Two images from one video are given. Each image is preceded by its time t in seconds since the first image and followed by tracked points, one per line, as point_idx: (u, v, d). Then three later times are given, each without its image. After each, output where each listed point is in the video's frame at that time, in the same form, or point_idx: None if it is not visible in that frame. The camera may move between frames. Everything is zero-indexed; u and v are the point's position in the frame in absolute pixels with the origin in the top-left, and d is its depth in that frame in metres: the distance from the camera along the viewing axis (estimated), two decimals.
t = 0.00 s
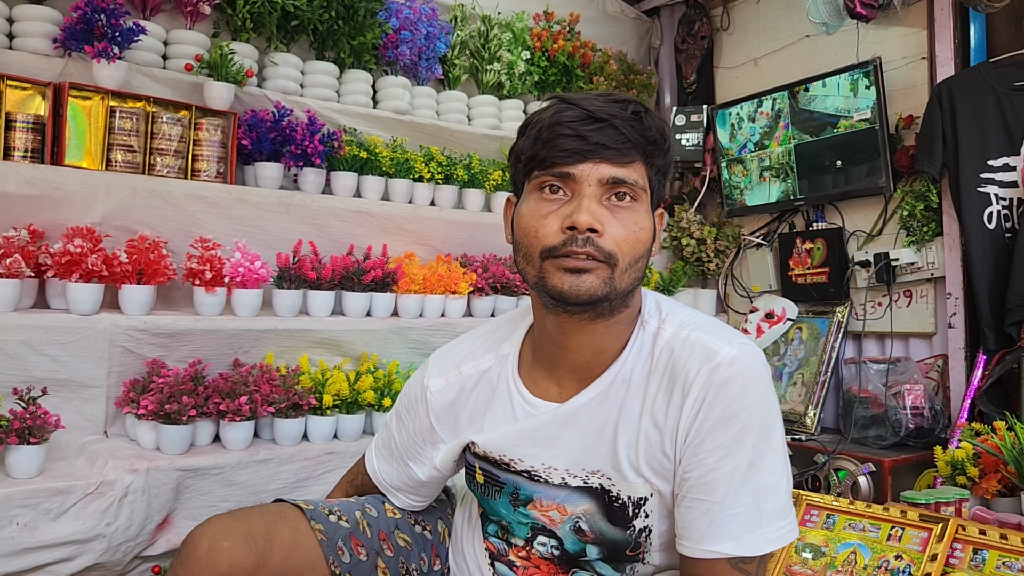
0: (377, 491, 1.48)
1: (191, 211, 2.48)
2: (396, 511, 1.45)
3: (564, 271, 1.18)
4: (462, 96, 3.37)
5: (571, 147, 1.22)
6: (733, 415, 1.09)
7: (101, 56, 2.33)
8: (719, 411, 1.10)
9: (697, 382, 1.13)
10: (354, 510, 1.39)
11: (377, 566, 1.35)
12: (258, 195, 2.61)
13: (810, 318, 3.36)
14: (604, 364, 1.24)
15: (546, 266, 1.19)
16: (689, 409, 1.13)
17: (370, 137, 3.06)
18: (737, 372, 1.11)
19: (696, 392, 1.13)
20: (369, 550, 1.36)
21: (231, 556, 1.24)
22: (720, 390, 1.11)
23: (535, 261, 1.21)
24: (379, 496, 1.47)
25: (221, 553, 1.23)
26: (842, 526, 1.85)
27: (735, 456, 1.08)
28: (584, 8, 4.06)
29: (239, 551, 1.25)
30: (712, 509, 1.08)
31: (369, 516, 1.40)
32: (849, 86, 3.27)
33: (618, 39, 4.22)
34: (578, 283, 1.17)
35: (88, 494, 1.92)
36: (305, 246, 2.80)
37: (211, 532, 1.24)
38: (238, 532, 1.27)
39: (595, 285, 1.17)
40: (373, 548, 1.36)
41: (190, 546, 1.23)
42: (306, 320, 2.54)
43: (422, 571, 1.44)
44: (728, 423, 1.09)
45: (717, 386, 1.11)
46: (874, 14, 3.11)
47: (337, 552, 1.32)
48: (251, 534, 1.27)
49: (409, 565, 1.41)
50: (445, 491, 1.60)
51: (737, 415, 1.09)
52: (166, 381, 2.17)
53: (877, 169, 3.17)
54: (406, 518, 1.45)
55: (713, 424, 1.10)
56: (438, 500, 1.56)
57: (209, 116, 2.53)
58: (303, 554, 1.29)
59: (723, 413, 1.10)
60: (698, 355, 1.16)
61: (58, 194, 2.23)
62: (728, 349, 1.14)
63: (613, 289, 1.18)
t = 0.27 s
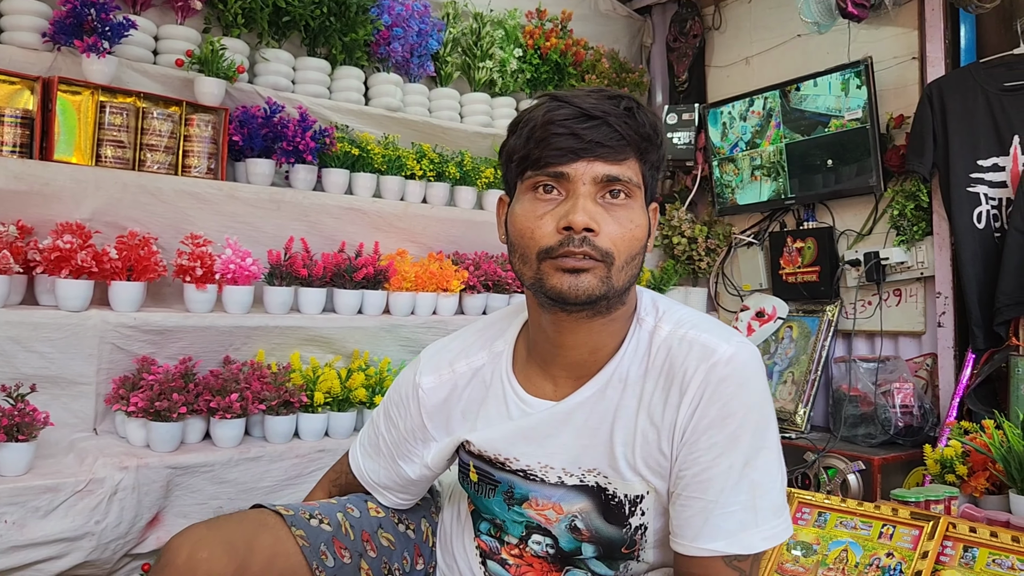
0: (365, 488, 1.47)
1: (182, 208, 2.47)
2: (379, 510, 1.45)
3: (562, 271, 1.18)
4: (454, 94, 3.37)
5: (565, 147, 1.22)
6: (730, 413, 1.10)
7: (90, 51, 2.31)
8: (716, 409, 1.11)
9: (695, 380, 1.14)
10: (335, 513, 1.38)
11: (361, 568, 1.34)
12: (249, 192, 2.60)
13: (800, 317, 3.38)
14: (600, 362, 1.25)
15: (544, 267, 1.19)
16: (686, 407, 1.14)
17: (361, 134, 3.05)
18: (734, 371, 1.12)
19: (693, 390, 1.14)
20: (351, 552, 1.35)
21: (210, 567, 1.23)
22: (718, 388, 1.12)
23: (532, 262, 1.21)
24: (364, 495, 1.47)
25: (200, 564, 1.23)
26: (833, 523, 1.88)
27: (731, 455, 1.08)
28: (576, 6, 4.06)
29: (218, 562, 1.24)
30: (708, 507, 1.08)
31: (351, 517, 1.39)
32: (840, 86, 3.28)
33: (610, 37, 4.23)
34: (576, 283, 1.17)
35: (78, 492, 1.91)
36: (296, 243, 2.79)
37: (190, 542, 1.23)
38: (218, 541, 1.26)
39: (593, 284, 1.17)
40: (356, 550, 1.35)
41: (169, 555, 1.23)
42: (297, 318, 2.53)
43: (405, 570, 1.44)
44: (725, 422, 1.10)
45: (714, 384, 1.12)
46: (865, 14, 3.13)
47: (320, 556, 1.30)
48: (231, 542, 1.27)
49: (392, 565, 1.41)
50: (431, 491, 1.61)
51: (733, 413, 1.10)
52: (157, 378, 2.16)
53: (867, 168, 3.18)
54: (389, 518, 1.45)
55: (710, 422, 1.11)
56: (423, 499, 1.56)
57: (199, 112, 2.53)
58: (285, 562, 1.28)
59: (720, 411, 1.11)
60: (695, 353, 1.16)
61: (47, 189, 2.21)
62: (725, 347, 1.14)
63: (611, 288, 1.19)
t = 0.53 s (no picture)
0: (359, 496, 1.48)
1: (173, 203, 2.47)
2: (371, 504, 1.45)
3: (556, 286, 1.18)
4: (446, 91, 3.38)
5: (541, 158, 1.21)
6: (721, 410, 1.11)
7: (81, 45, 2.29)
8: (708, 406, 1.12)
9: (687, 377, 1.15)
10: (328, 505, 1.39)
11: (351, 561, 1.36)
12: (240, 187, 2.59)
13: (789, 316, 3.41)
14: (592, 362, 1.26)
15: (536, 282, 1.20)
16: (678, 404, 1.15)
17: (353, 130, 3.05)
18: (726, 368, 1.13)
19: (686, 388, 1.15)
20: (342, 545, 1.36)
21: (200, 558, 1.23)
22: (710, 385, 1.13)
23: (524, 277, 1.21)
24: (356, 490, 1.48)
25: (190, 555, 1.23)
26: (823, 520, 1.92)
27: (723, 451, 1.10)
28: (568, 5, 4.08)
29: (208, 553, 1.24)
30: (699, 503, 1.09)
31: (344, 509, 1.40)
32: (830, 85, 3.31)
33: (602, 36, 4.24)
34: (572, 297, 1.18)
35: (67, 487, 1.91)
36: (287, 239, 2.79)
37: (180, 533, 1.23)
38: (208, 532, 1.26)
39: (588, 295, 1.19)
40: (346, 543, 1.37)
41: (159, 546, 1.23)
42: (288, 314, 2.52)
43: (395, 565, 1.45)
44: (717, 418, 1.11)
45: (707, 381, 1.13)
46: (855, 15, 3.16)
47: (310, 548, 1.31)
48: (221, 534, 1.27)
49: (382, 559, 1.42)
50: (422, 485, 1.62)
51: (725, 410, 1.11)
52: (147, 374, 2.16)
53: (856, 167, 3.21)
54: (380, 511, 1.46)
55: (702, 419, 1.12)
56: (414, 495, 1.57)
57: (190, 107, 2.53)
58: (275, 554, 1.29)
59: (712, 408, 1.12)
60: (688, 351, 1.17)
61: (37, 184, 2.20)
62: (718, 345, 1.16)
63: (605, 293, 1.20)
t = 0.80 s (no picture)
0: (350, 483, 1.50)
1: (164, 200, 2.46)
2: (364, 495, 1.47)
3: (554, 275, 1.20)
4: (438, 89, 3.38)
5: (549, 149, 1.23)
6: (712, 405, 1.13)
7: (72, 41, 2.29)
8: (699, 400, 1.14)
9: (678, 372, 1.17)
10: (321, 493, 1.40)
11: (341, 549, 1.36)
12: (232, 184, 2.59)
13: (779, 315, 3.43)
14: (586, 356, 1.27)
15: (535, 271, 1.21)
16: (669, 399, 1.16)
17: (345, 128, 3.05)
18: (717, 364, 1.15)
19: (677, 383, 1.16)
20: (333, 533, 1.37)
21: (192, 537, 1.24)
22: (701, 380, 1.15)
23: (523, 265, 1.23)
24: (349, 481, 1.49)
25: (183, 533, 1.24)
26: (811, 517, 1.95)
27: (714, 445, 1.11)
28: (561, 4, 4.09)
29: (200, 533, 1.25)
30: (689, 497, 1.10)
31: (336, 499, 1.41)
32: (821, 86, 3.34)
33: (594, 35, 4.26)
34: (569, 287, 1.20)
35: (57, 483, 1.90)
36: (279, 236, 2.79)
37: (173, 513, 1.24)
38: (201, 513, 1.27)
39: (584, 286, 1.20)
40: (338, 531, 1.37)
41: (152, 526, 1.24)
42: (279, 311, 2.53)
43: (386, 557, 1.45)
44: (707, 413, 1.12)
45: (698, 376, 1.15)
46: (847, 16, 3.17)
47: (301, 534, 1.32)
48: (214, 515, 1.28)
49: (373, 550, 1.42)
50: (416, 481, 1.63)
51: (715, 405, 1.13)
52: (138, 370, 2.16)
53: (845, 168, 3.24)
54: (373, 502, 1.47)
55: (692, 414, 1.14)
56: (409, 487, 1.58)
57: (182, 104, 2.50)
58: (267, 536, 1.30)
59: (703, 403, 1.13)
60: (680, 346, 1.19)
61: (27, 180, 2.19)
62: (709, 341, 1.18)
63: (602, 287, 1.21)
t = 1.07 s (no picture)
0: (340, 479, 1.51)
1: (155, 196, 2.46)
2: (357, 492, 1.47)
3: (564, 274, 1.21)
4: (430, 87, 3.38)
5: (566, 150, 1.23)
6: (699, 403, 1.14)
7: (63, 36, 2.27)
8: (686, 398, 1.15)
9: (664, 370, 1.18)
10: (314, 491, 1.41)
11: (335, 546, 1.37)
12: (223, 181, 2.59)
13: (769, 314, 3.47)
14: (576, 353, 1.28)
15: (545, 268, 1.22)
16: (656, 396, 1.17)
17: (337, 126, 3.05)
18: (702, 362, 1.16)
19: (663, 381, 1.17)
20: (327, 529, 1.38)
21: (187, 532, 1.25)
22: (687, 378, 1.16)
23: (531, 263, 1.23)
24: (344, 480, 1.50)
25: (177, 528, 1.24)
26: (800, 514, 1.97)
27: (701, 443, 1.12)
28: (553, 3, 4.10)
29: (194, 527, 1.26)
30: (678, 494, 1.11)
31: (330, 496, 1.42)
32: (811, 87, 3.36)
33: (586, 35, 4.27)
34: (578, 286, 1.21)
35: (47, 480, 1.90)
36: (270, 234, 2.79)
37: (168, 508, 1.25)
38: (195, 508, 1.28)
39: (592, 287, 1.21)
40: (331, 528, 1.38)
41: (146, 522, 1.25)
42: (270, 309, 2.52)
43: (380, 553, 1.45)
44: (694, 411, 1.14)
45: (684, 374, 1.16)
46: (837, 17, 3.20)
47: (295, 529, 1.32)
48: (207, 509, 1.29)
49: (367, 546, 1.43)
50: (409, 480, 1.64)
51: (702, 403, 1.14)
52: (128, 367, 2.15)
53: (835, 169, 3.27)
54: (366, 501, 1.47)
55: (679, 412, 1.15)
56: (402, 486, 1.59)
57: (174, 100, 2.50)
58: (261, 530, 1.30)
59: (689, 401, 1.14)
60: (666, 344, 1.20)
61: (17, 176, 2.18)
62: (695, 339, 1.19)
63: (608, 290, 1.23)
